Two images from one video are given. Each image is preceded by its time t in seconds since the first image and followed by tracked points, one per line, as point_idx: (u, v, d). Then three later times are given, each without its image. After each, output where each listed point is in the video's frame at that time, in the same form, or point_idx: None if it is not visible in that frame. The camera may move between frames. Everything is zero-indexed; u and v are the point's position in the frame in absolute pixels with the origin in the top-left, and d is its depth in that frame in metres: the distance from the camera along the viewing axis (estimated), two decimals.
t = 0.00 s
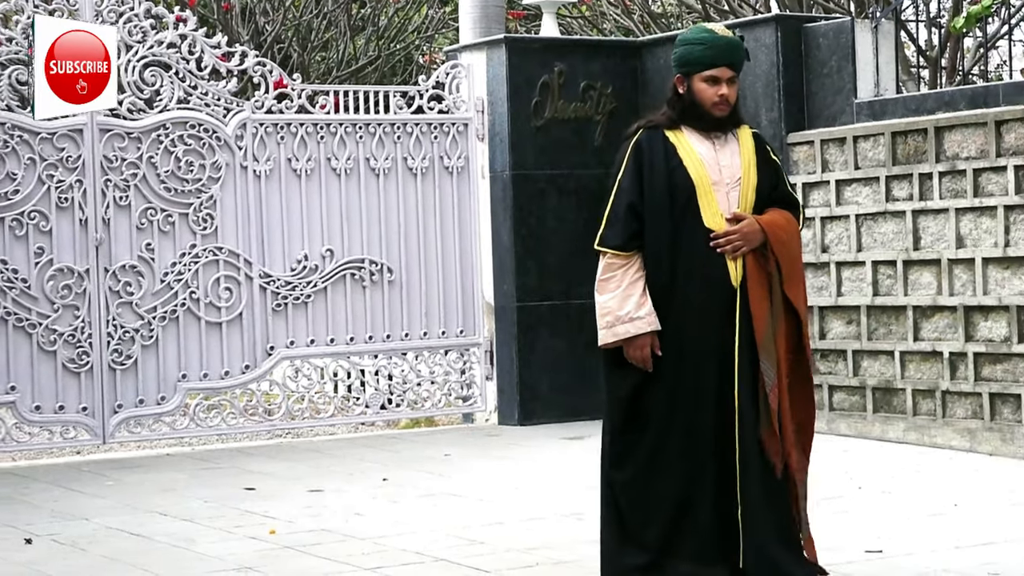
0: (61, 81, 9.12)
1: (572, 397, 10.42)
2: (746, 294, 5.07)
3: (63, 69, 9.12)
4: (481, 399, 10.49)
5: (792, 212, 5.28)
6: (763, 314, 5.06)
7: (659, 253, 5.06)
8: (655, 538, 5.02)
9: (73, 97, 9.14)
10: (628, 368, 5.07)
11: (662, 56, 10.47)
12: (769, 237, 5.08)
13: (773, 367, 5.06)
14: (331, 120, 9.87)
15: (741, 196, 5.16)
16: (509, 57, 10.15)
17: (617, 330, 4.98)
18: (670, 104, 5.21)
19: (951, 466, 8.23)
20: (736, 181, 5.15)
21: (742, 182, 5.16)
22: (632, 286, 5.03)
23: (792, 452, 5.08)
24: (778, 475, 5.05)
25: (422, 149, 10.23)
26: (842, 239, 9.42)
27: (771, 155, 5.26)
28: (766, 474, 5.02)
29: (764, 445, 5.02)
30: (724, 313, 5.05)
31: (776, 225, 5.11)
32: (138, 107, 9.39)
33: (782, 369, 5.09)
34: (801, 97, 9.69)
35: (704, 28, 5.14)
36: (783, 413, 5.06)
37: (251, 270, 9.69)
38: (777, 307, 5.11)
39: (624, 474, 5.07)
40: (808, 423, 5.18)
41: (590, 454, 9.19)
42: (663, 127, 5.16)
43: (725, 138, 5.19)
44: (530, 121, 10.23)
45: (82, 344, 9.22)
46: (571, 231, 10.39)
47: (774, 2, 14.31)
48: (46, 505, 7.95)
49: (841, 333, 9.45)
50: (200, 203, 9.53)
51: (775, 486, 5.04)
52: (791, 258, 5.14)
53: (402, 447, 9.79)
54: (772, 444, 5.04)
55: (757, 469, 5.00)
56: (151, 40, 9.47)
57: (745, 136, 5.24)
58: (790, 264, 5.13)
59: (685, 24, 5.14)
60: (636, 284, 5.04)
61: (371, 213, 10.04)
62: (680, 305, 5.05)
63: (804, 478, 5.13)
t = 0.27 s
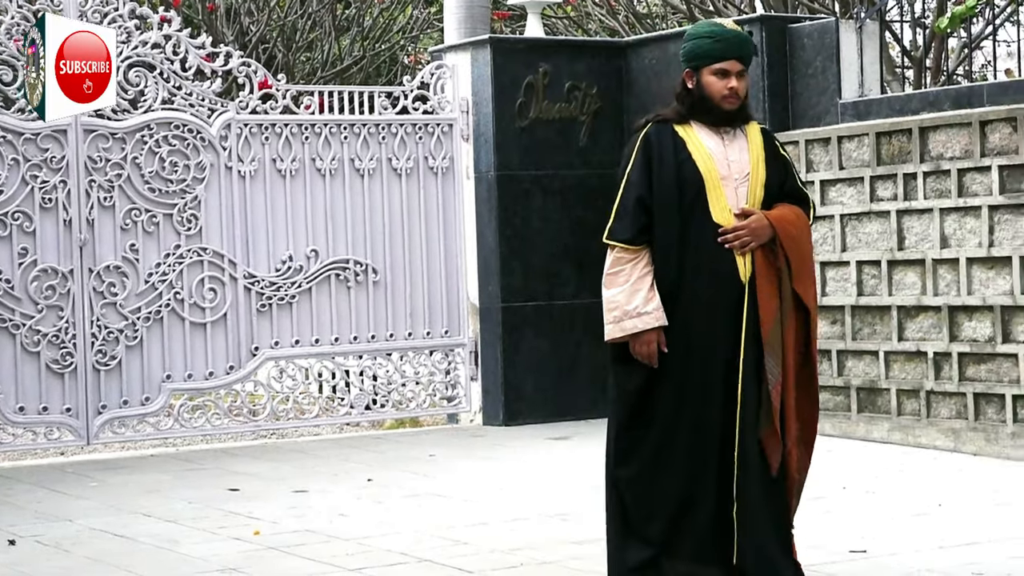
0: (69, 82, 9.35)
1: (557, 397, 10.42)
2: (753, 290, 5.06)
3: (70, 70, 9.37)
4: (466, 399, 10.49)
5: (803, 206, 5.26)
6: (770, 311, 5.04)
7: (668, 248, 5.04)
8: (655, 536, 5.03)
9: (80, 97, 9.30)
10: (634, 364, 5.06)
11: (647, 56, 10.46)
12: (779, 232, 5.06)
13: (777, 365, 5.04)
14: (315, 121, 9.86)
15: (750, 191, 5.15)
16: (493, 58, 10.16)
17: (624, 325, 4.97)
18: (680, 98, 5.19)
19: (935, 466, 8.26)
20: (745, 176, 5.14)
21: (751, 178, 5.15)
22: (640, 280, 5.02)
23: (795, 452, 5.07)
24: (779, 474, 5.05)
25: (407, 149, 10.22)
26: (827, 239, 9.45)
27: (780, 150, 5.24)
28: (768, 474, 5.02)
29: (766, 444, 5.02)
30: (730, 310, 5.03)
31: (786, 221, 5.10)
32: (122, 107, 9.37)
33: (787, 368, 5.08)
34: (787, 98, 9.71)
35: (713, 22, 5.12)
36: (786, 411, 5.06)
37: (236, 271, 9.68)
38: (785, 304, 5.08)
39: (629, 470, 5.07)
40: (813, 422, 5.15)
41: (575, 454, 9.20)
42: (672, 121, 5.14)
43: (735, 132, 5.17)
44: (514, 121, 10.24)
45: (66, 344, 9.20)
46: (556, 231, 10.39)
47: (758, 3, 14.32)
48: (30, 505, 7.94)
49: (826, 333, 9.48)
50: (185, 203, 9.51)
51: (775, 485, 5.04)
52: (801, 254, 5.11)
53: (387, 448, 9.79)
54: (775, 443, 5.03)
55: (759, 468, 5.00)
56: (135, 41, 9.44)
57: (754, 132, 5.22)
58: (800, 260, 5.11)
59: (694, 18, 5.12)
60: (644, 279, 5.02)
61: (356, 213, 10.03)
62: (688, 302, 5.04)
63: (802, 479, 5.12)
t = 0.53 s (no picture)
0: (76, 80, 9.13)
1: (544, 397, 10.42)
2: (756, 287, 5.05)
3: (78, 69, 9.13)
4: (453, 399, 10.49)
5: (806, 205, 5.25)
6: (772, 309, 5.02)
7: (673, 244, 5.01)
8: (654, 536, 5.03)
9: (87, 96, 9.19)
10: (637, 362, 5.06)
11: (635, 56, 10.45)
12: (782, 229, 5.05)
13: (780, 363, 5.02)
14: (303, 121, 9.85)
15: (752, 189, 5.13)
16: (481, 58, 10.16)
17: (630, 322, 4.95)
18: (682, 96, 5.17)
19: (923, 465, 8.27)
20: (747, 174, 5.12)
21: (753, 175, 5.13)
22: (646, 277, 5.00)
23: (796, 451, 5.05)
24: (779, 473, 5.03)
25: (395, 149, 10.22)
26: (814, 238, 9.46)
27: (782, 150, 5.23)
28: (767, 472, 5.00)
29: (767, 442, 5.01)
30: (733, 308, 5.03)
31: (789, 218, 5.09)
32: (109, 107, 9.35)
33: (791, 366, 5.05)
34: (775, 98, 9.71)
35: (715, 21, 5.12)
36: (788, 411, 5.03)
37: (223, 271, 9.66)
38: (788, 302, 5.07)
39: (630, 468, 5.07)
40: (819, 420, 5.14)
41: (563, 454, 9.21)
42: (674, 118, 5.12)
43: (736, 131, 5.15)
44: (502, 121, 10.24)
45: (53, 345, 9.18)
46: (543, 231, 10.40)
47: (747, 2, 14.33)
48: (17, 506, 7.93)
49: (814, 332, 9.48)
50: (172, 204, 9.50)
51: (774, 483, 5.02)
52: (805, 253, 5.10)
53: (374, 448, 9.78)
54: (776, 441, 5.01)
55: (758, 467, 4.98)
56: (123, 41, 9.42)
57: (756, 130, 5.20)
58: (804, 258, 5.09)
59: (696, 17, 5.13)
60: (650, 275, 5.00)
61: (343, 213, 10.03)
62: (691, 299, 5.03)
63: (804, 478, 5.10)
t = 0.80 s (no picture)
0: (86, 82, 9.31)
1: (524, 397, 10.43)
2: (754, 285, 4.97)
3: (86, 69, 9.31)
4: (433, 399, 10.49)
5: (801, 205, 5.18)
6: (770, 306, 4.94)
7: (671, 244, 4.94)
8: (653, 536, 4.97)
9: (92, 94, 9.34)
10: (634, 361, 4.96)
11: (614, 56, 10.46)
12: (777, 228, 4.98)
13: (781, 361, 4.93)
14: (282, 121, 9.85)
15: (749, 186, 5.06)
16: (460, 58, 10.17)
17: (636, 318, 4.85)
18: (677, 92, 5.11)
19: (901, 465, 8.30)
20: (744, 172, 5.05)
21: (750, 173, 5.06)
22: (650, 273, 4.90)
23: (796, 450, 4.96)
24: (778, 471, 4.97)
25: (374, 149, 10.21)
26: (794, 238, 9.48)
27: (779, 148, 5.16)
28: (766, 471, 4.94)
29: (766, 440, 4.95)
30: (731, 306, 4.95)
31: (785, 217, 5.01)
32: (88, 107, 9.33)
33: (791, 364, 4.97)
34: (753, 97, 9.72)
35: (710, 17, 5.05)
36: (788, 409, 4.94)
37: (203, 271, 9.65)
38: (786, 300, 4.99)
39: (629, 466, 5.00)
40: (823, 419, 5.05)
41: (543, 454, 9.21)
42: (670, 116, 5.05)
43: (733, 128, 5.09)
44: (481, 121, 10.24)
45: (31, 345, 9.15)
46: (522, 231, 10.40)
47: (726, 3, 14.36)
48: None
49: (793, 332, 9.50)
50: (151, 204, 9.47)
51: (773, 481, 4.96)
52: (802, 251, 5.02)
53: (354, 448, 9.77)
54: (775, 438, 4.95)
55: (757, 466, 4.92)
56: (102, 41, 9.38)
57: (753, 128, 5.14)
58: (802, 256, 5.01)
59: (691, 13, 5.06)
60: (654, 271, 4.91)
61: (323, 213, 10.01)
62: (689, 297, 4.94)
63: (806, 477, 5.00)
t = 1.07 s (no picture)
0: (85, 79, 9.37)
1: (505, 396, 10.43)
2: (750, 284, 4.93)
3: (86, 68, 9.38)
4: (415, 399, 10.48)
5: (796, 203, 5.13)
6: (767, 304, 4.90)
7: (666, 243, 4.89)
8: (656, 536, 4.90)
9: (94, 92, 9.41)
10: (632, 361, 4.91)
11: (596, 56, 10.47)
12: (772, 227, 4.94)
13: (777, 359, 4.90)
14: (263, 121, 9.83)
15: (744, 183, 5.01)
16: (442, 58, 10.16)
17: (636, 316, 4.81)
18: (670, 91, 5.06)
19: (883, 464, 8.33)
20: (739, 169, 5.00)
21: (745, 170, 5.00)
22: (649, 271, 4.86)
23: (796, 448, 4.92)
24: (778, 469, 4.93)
25: (355, 149, 10.21)
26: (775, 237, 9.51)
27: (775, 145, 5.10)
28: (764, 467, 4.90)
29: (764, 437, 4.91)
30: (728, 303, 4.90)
31: (780, 215, 4.97)
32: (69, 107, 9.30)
33: (787, 362, 4.94)
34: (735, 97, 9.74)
35: (703, 14, 5.00)
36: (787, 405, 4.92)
37: (184, 272, 9.62)
38: (781, 297, 4.96)
39: (630, 466, 4.93)
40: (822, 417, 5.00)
41: (525, 454, 9.22)
42: (665, 114, 5.00)
43: (728, 126, 5.03)
44: (463, 121, 10.24)
45: (12, 346, 9.13)
46: (504, 231, 10.40)
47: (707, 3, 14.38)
48: None
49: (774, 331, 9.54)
50: (132, 204, 9.44)
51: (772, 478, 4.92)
52: (798, 249, 4.98)
53: (335, 448, 9.76)
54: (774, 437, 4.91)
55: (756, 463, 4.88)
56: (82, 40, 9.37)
57: (748, 127, 5.08)
58: (797, 254, 4.97)
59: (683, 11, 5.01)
60: (653, 269, 4.86)
61: (304, 213, 10.00)
62: (686, 295, 4.89)
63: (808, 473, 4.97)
